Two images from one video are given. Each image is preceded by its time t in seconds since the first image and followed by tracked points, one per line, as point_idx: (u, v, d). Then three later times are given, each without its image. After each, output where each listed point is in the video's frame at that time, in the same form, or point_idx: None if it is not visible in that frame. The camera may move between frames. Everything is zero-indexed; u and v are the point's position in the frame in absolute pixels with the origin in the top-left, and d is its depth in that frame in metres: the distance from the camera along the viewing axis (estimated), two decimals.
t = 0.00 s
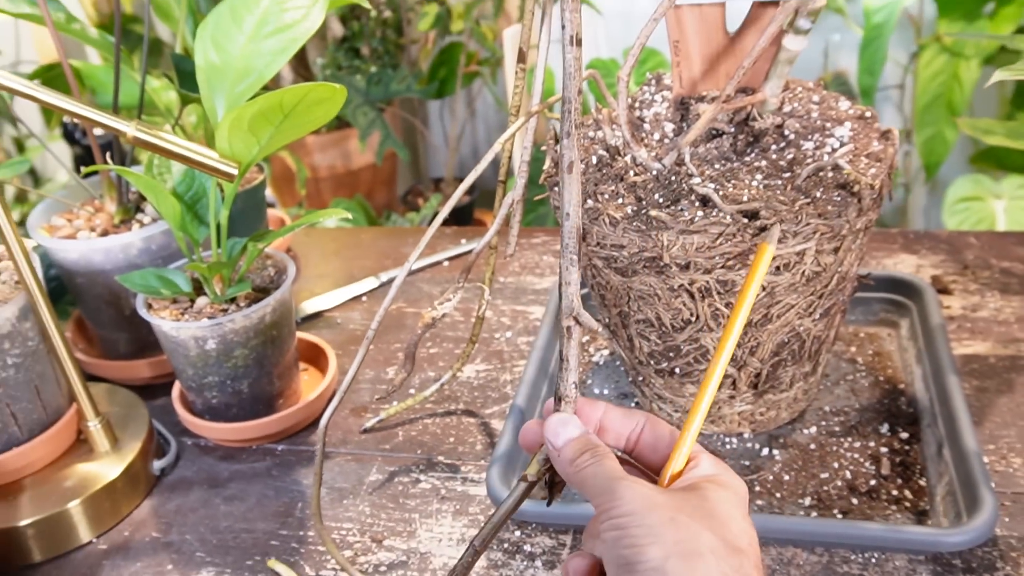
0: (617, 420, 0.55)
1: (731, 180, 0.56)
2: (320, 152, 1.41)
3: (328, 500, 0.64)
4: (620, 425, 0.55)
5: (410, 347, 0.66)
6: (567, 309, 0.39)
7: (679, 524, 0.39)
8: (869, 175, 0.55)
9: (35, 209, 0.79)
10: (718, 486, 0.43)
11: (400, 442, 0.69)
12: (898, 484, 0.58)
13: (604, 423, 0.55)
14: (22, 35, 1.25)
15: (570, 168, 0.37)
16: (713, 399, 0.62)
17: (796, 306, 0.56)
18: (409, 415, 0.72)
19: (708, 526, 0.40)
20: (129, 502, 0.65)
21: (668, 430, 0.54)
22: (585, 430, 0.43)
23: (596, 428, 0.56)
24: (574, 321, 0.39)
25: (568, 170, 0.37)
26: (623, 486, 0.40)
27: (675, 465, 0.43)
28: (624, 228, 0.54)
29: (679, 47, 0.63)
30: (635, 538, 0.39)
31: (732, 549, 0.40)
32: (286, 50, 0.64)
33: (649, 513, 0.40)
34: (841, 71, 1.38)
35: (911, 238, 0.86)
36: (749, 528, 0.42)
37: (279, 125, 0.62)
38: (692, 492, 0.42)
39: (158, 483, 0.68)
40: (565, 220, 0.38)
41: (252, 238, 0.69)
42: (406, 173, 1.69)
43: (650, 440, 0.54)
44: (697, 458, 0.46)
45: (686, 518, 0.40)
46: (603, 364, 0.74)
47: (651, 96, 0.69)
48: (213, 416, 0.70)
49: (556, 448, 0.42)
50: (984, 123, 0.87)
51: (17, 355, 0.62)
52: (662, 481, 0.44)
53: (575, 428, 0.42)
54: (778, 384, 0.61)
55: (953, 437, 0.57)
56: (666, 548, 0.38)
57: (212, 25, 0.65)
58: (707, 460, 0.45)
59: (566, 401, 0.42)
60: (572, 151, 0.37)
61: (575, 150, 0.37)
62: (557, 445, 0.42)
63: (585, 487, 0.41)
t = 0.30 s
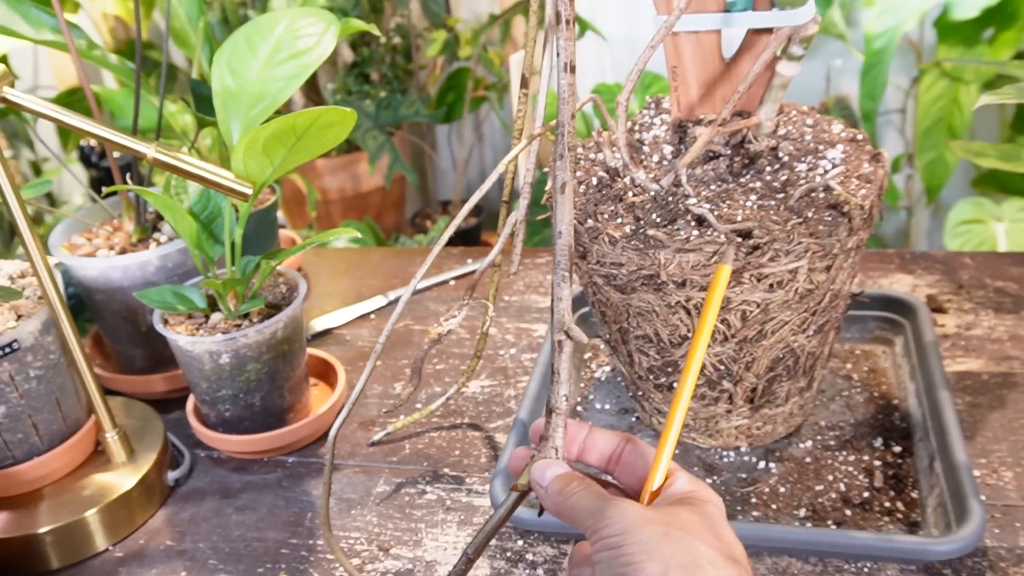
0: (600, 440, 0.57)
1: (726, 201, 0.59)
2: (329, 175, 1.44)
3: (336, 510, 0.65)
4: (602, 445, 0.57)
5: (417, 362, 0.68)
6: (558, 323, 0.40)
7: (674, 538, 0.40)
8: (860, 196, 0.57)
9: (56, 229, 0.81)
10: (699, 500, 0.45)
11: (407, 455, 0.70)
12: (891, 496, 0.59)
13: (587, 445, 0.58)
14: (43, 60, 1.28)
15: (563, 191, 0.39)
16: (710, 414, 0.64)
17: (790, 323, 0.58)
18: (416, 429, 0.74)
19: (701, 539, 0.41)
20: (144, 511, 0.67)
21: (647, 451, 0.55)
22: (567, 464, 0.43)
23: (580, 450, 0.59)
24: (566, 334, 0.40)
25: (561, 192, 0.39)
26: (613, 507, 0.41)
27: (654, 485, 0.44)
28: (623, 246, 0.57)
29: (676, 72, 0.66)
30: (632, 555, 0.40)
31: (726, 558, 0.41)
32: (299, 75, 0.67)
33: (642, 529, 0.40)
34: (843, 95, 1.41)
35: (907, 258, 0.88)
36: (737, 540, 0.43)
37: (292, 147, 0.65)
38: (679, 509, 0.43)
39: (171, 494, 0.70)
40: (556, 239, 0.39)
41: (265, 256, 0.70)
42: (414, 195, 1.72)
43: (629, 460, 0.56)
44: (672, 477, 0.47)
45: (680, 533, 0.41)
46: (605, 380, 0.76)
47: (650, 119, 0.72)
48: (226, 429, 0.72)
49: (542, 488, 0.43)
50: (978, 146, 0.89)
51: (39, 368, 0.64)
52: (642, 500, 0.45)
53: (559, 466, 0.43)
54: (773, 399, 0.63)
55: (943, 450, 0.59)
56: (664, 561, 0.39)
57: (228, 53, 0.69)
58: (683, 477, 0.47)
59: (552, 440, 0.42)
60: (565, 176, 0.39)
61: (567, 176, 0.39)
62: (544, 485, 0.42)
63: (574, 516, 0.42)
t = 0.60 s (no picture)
0: (586, 459, 0.55)
1: (713, 213, 0.60)
2: (323, 192, 1.45)
3: (327, 523, 0.65)
4: (588, 465, 0.55)
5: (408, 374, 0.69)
6: (541, 322, 0.39)
7: (670, 562, 0.39)
8: (844, 208, 0.58)
9: (50, 244, 0.81)
10: (689, 524, 0.44)
11: (398, 468, 0.70)
12: (878, 507, 0.60)
13: (573, 464, 0.55)
14: (38, 78, 1.29)
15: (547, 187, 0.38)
16: (699, 425, 0.64)
17: (776, 334, 0.59)
18: (407, 442, 0.74)
19: (695, 563, 0.40)
20: (136, 524, 0.66)
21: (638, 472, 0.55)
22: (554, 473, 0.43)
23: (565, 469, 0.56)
24: (548, 333, 0.39)
25: (545, 190, 0.38)
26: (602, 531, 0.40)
27: (643, 506, 0.43)
28: (611, 257, 0.57)
29: (664, 87, 0.67)
30: None
31: None
32: (292, 91, 0.68)
33: (635, 552, 0.39)
34: (832, 112, 1.43)
35: (894, 272, 0.89)
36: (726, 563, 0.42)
37: (285, 162, 0.66)
38: (671, 533, 0.42)
39: (163, 507, 0.70)
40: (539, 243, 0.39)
41: (258, 270, 0.70)
42: (407, 211, 1.73)
43: (618, 480, 0.55)
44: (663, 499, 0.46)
45: (674, 556, 0.40)
46: (595, 393, 0.76)
47: (639, 134, 0.73)
48: (218, 442, 0.72)
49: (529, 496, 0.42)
50: (963, 161, 0.90)
51: (32, 381, 0.64)
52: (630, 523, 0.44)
53: (546, 475, 0.42)
54: (761, 410, 0.64)
55: (929, 460, 0.59)
56: None
57: (222, 68, 0.70)
58: (673, 500, 0.46)
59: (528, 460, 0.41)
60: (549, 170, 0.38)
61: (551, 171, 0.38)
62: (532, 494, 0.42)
63: (564, 532, 0.41)
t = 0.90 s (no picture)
0: (573, 459, 0.55)
1: (706, 217, 0.59)
2: (313, 202, 1.44)
3: (315, 533, 0.64)
4: (575, 466, 0.55)
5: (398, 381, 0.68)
6: (532, 315, 0.38)
7: (655, 567, 0.38)
8: (838, 212, 0.58)
9: (36, 251, 0.80)
10: (683, 521, 0.43)
11: (388, 477, 0.69)
12: (873, 514, 0.59)
13: (558, 466, 0.55)
14: (26, 87, 1.28)
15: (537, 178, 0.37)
16: (693, 431, 0.64)
17: (770, 338, 0.59)
18: (397, 451, 0.73)
19: (683, 566, 0.39)
20: (121, 534, 0.64)
21: (626, 472, 0.54)
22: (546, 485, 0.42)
23: (551, 471, 0.55)
24: (539, 325, 0.38)
25: (535, 184, 0.38)
26: (591, 538, 0.40)
27: (635, 505, 0.43)
28: (603, 261, 0.57)
29: (656, 92, 0.67)
30: None
31: None
32: (281, 96, 0.68)
33: (622, 557, 0.39)
34: (823, 122, 1.44)
35: (887, 279, 0.89)
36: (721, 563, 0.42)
37: (274, 167, 0.65)
38: (660, 535, 0.41)
39: (149, 517, 0.68)
40: (529, 237, 0.39)
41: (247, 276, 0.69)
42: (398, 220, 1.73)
43: (607, 480, 0.54)
44: (653, 499, 0.45)
45: (660, 561, 0.39)
46: (587, 400, 0.75)
47: (631, 140, 0.73)
48: (205, 451, 0.70)
49: (519, 508, 0.41)
50: (954, 167, 0.90)
51: (15, 389, 0.63)
52: (620, 526, 0.43)
53: (536, 486, 0.41)
54: (755, 416, 0.63)
55: (925, 466, 0.59)
56: None
57: (210, 74, 0.69)
58: (666, 500, 0.45)
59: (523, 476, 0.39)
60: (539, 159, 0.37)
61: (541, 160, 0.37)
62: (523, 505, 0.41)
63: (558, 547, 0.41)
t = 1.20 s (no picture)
0: (562, 461, 0.53)
1: (703, 213, 0.60)
2: (308, 201, 1.43)
3: (310, 532, 0.63)
4: (564, 467, 0.53)
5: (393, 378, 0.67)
6: (525, 316, 0.38)
7: (638, 554, 0.37)
8: (835, 208, 0.58)
9: (28, 248, 0.78)
10: (676, 513, 0.42)
11: (384, 475, 0.68)
12: (871, 510, 0.59)
13: (548, 467, 0.53)
14: (18, 85, 1.27)
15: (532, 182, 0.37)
16: (690, 428, 0.63)
17: (767, 335, 0.59)
18: (392, 448, 0.71)
19: (667, 552, 0.38)
20: (114, 533, 0.64)
21: (619, 472, 0.52)
22: (545, 491, 0.42)
23: (541, 473, 0.53)
24: (533, 327, 0.38)
25: (529, 186, 0.37)
26: (581, 529, 0.39)
27: (628, 499, 0.41)
28: (600, 257, 0.57)
29: (652, 88, 0.66)
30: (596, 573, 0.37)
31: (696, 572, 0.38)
32: (276, 92, 0.67)
33: (606, 546, 0.38)
34: (818, 121, 1.44)
35: (883, 276, 0.89)
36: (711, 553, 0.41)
37: (268, 163, 0.65)
38: (645, 524, 0.40)
39: (142, 516, 0.67)
40: (523, 234, 0.38)
41: (241, 273, 0.67)
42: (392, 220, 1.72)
43: (598, 482, 0.52)
44: (647, 493, 0.44)
45: (644, 548, 0.38)
46: (584, 398, 0.75)
47: (627, 136, 0.72)
48: (199, 450, 0.69)
49: (515, 511, 0.42)
50: (951, 164, 0.90)
51: (6, 387, 0.61)
52: (615, 521, 0.42)
53: (532, 490, 0.42)
54: (753, 413, 0.63)
55: (922, 463, 0.59)
56: None
57: (205, 70, 0.68)
58: (658, 494, 0.44)
59: (514, 472, 0.41)
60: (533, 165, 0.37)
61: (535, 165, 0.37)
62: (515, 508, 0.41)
63: (544, 546, 0.40)
